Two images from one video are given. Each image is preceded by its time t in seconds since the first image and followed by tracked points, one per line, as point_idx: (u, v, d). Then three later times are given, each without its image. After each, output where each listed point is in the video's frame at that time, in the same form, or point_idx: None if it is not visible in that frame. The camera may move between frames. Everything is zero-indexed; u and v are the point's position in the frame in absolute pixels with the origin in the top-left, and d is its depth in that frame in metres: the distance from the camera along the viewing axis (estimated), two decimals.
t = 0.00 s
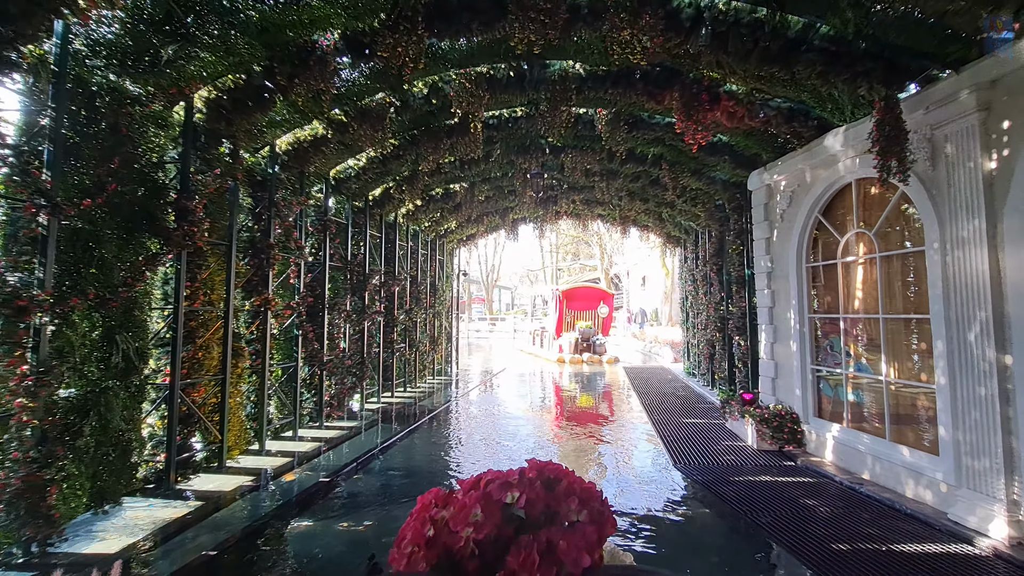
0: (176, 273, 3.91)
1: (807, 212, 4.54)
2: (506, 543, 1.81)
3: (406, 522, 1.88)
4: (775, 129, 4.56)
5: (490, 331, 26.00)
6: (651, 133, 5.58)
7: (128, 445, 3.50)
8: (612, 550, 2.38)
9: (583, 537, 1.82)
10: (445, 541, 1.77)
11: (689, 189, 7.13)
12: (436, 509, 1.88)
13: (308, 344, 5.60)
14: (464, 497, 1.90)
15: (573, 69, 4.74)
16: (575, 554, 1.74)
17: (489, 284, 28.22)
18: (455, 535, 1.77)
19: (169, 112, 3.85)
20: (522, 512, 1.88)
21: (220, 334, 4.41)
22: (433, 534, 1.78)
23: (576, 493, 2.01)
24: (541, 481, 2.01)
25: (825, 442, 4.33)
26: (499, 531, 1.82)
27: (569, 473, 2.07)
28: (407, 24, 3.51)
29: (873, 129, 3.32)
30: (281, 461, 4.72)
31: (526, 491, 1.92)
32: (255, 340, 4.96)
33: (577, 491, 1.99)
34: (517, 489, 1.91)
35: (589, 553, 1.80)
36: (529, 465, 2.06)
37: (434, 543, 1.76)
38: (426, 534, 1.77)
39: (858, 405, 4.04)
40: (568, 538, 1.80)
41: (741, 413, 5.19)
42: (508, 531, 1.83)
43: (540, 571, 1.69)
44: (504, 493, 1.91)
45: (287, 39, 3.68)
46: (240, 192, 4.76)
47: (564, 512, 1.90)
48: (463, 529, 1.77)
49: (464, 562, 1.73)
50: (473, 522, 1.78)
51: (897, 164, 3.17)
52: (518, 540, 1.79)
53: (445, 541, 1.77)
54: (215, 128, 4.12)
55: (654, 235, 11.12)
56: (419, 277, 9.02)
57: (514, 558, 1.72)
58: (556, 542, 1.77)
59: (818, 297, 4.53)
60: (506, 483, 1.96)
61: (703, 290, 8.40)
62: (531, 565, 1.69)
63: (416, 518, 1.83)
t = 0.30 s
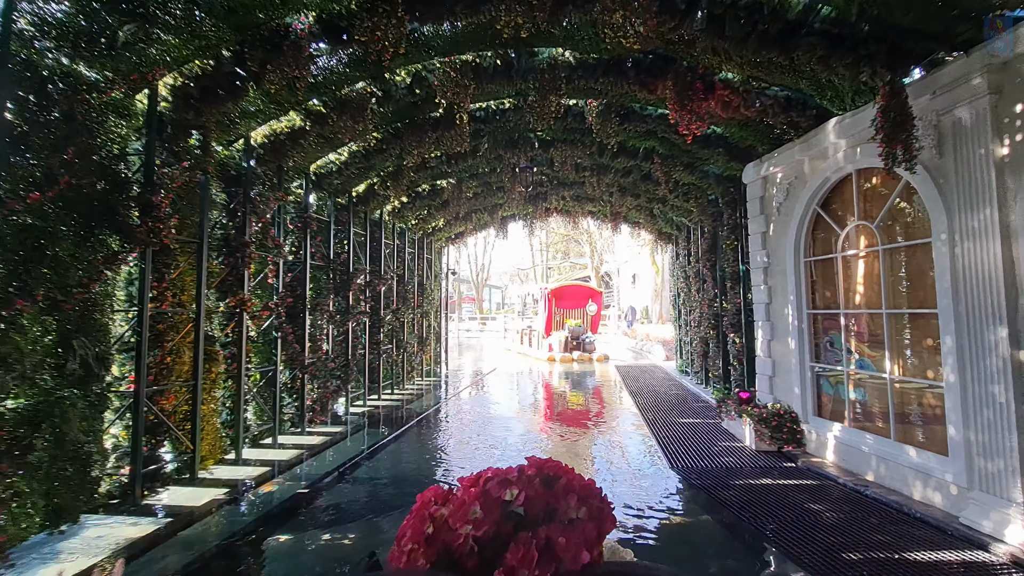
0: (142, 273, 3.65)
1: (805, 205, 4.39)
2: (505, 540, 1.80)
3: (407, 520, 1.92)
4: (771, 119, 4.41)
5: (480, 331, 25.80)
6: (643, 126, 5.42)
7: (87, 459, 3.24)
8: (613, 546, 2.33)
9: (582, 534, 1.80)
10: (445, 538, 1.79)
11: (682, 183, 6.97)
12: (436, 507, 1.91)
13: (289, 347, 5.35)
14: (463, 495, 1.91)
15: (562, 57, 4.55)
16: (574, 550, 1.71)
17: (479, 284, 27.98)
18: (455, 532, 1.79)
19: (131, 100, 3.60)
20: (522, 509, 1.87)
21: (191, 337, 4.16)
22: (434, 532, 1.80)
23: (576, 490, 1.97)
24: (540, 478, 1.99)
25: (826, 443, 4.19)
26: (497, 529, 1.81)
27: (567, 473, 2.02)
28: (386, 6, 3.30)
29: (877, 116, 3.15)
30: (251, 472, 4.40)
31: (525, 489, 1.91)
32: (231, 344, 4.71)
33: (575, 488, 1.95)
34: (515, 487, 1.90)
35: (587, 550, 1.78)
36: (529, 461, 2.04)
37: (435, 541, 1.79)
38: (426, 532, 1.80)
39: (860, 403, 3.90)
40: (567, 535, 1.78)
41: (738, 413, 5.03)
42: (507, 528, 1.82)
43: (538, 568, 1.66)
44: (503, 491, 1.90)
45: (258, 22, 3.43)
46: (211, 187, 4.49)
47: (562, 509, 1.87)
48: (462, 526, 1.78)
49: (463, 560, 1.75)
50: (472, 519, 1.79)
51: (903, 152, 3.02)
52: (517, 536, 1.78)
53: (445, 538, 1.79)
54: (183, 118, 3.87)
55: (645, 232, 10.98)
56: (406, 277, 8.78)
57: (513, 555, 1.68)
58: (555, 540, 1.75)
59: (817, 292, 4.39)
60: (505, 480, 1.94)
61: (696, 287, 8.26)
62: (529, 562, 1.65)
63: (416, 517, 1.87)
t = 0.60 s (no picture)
0: (110, 269, 3.38)
1: (810, 197, 4.23)
2: (516, 537, 1.79)
3: (420, 515, 1.91)
4: (774, 108, 4.24)
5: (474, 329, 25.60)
6: (640, 116, 5.24)
7: (49, 468, 3.05)
8: (625, 543, 2.13)
9: (594, 532, 1.79)
10: (457, 534, 1.78)
11: (679, 176, 6.80)
12: (448, 502, 1.91)
13: (272, 347, 5.12)
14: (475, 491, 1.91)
15: (557, 42, 4.34)
16: (586, 547, 1.70)
17: (472, 282, 27.74)
18: (466, 528, 1.77)
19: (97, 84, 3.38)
20: (534, 506, 1.87)
21: (166, 337, 3.93)
22: (445, 527, 1.80)
23: (587, 488, 1.99)
24: (551, 475, 2.03)
25: (833, 443, 4.03)
26: (510, 525, 1.81)
27: (577, 471, 2.05)
28: None
29: (891, 101, 2.98)
30: (228, 481, 4.14)
31: (538, 486, 1.93)
32: (211, 344, 4.48)
33: (586, 485, 1.97)
34: (528, 485, 1.92)
35: (600, 547, 1.77)
36: (539, 458, 2.08)
37: (447, 536, 1.79)
38: (437, 527, 1.78)
39: (869, 403, 3.75)
40: (579, 533, 1.77)
41: (739, 412, 4.87)
42: (519, 525, 1.82)
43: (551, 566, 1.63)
44: (515, 487, 1.90)
45: None
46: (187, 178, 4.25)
47: (573, 507, 1.89)
48: (475, 522, 1.77)
49: (474, 555, 1.74)
50: (484, 515, 1.78)
51: (919, 137, 2.84)
52: (529, 533, 1.77)
53: (457, 534, 1.78)
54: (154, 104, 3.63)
55: (640, 228, 10.83)
56: (397, 275, 8.55)
57: (525, 552, 1.66)
58: (567, 536, 1.74)
59: (822, 287, 4.23)
60: (518, 478, 1.96)
61: (693, 283, 8.10)
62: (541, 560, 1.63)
63: (428, 512, 1.87)
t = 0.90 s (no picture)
0: (78, 267, 3.16)
1: (817, 190, 4.07)
2: (525, 538, 1.72)
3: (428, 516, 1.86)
4: (779, 98, 4.08)
5: (469, 329, 25.39)
6: (639, 108, 5.07)
7: (9, 483, 2.89)
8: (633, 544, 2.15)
9: (603, 533, 1.72)
10: (466, 534, 1.74)
11: (678, 171, 6.63)
12: (457, 503, 1.86)
13: (257, 349, 4.91)
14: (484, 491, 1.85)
15: (553, 29, 4.16)
16: (595, 547, 1.63)
17: (467, 281, 27.49)
18: (476, 528, 1.72)
19: (62, 72, 3.21)
20: (543, 505, 1.80)
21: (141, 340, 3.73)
22: (455, 527, 1.75)
23: (596, 489, 1.92)
24: (560, 476, 1.95)
25: (841, 446, 3.88)
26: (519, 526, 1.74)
27: (586, 472, 1.97)
28: None
29: (907, 86, 2.82)
30: (207, 492, 3.92)
31: (546, 485, 1.86)
32: (190, 347, 4.27)
33: (596, 486, 1.90)
34: (536, 484, 1.84)
35: (610, 548, 1.70)
36: (547, 459, 2.00)
37: (456, 536, 1.74)
38: (448, 527, 1.74)
39: (880, 404, 3.60)
40: (589, 534, 1.70)
41: (743, 413, 4.71)
42: (529, 525, 1.74)
43: (561, 565, 1.56)
44: (523, 487, 1.83)
45: None
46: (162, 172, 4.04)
47: (581, 507, 1.81)
48: (484, 523, 1.71)
49: (484, 555, 1.70)
50: (493, 516, 1.72)
51: (938, 123, 2.68)
52: (538, 533, 1.71)
53: (467, 534, 1.73)
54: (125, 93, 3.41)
55: (636, 226, 10.67)
56: (389, 274, 8.34)
57: (534, 551, 1.60)
58: (576, 537, 1.68)
59: (829, 284, 4.08)
60: (526, 478, 1.88)
61: (692, 281, 7.95)
62: (550, 559, 1.57)
63: (437, 512, 1.82)
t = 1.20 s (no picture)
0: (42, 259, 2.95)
1: (825, 184, 3.92)
2: (528, 529, 1.74)
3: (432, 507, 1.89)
4: (785, 87, 3.93)
5: (462, 328, 25.17)
6: (639, 99, 4.89)
7: None
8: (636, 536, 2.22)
9: (604, 524, 1.73)
10: (469, 525, 1.75)
11: (677, 166, 6.47)
12: (461, 494, 1.88)
13: (240, 347, 4.70)
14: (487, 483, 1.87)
15: (551, 14, 3.96)
16: (597, 538, 1.63)
17: (461, 280, 27.23)
18: (479, 519, 1.75)
19: (26, 48, 2.97)
20: (545, 497, 1.80)
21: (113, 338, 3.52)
22: (458, 518, 1.78)
23: (599, 481, 1.90)
24: (563, 467, 1.93)
25: (849, 450, 3.73)
26: (521, 518, 1.75)
27: (590, 464, 1.95)
28: None
29: (928, 70, 2.66)
30: (187, 497, 3.73)
31: (549, 477, 1.86)
32: (168, 345, 4.06)
33: (599, 478, 1.89)
34: (539, 476, 1.84)
35: (611, 539, 1.70)
36: (551, 451, 1.98)
37: (460, 527, 1.76)
38: (451, 518, 1.78)
39: (891, 407, 3.45)
40: (591, 525, 1.70)
41: (745, 415, 4.56)
42: (531, 516, 1.76)
43: (562, 557, 1.57)
44: (526, 479, 1.84)
45: None
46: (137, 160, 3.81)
47: (585, 499, 1.81)
48: (486, 514, 1.73)
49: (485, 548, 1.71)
50: (496, 507, 1.75)
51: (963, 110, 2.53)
52: (540, 525, 1.72)
53: (469, 526, 1.75)
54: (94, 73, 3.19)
55: (633, 223, 10.51)
56: (381, 270, 8.13)
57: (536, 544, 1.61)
58: (577, 528, 1.68)
59: (837, 281, 3.93)
60: (529, 469, 1.88)
61: (690, 280, 7.80)
62: (552, 551, 1.57)
63: (441, 504, 1.84)
